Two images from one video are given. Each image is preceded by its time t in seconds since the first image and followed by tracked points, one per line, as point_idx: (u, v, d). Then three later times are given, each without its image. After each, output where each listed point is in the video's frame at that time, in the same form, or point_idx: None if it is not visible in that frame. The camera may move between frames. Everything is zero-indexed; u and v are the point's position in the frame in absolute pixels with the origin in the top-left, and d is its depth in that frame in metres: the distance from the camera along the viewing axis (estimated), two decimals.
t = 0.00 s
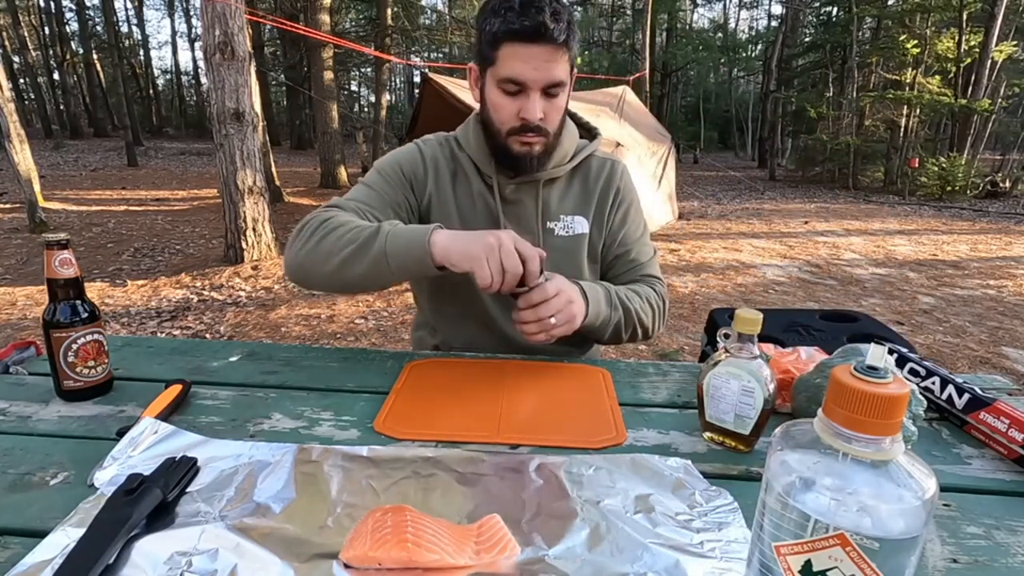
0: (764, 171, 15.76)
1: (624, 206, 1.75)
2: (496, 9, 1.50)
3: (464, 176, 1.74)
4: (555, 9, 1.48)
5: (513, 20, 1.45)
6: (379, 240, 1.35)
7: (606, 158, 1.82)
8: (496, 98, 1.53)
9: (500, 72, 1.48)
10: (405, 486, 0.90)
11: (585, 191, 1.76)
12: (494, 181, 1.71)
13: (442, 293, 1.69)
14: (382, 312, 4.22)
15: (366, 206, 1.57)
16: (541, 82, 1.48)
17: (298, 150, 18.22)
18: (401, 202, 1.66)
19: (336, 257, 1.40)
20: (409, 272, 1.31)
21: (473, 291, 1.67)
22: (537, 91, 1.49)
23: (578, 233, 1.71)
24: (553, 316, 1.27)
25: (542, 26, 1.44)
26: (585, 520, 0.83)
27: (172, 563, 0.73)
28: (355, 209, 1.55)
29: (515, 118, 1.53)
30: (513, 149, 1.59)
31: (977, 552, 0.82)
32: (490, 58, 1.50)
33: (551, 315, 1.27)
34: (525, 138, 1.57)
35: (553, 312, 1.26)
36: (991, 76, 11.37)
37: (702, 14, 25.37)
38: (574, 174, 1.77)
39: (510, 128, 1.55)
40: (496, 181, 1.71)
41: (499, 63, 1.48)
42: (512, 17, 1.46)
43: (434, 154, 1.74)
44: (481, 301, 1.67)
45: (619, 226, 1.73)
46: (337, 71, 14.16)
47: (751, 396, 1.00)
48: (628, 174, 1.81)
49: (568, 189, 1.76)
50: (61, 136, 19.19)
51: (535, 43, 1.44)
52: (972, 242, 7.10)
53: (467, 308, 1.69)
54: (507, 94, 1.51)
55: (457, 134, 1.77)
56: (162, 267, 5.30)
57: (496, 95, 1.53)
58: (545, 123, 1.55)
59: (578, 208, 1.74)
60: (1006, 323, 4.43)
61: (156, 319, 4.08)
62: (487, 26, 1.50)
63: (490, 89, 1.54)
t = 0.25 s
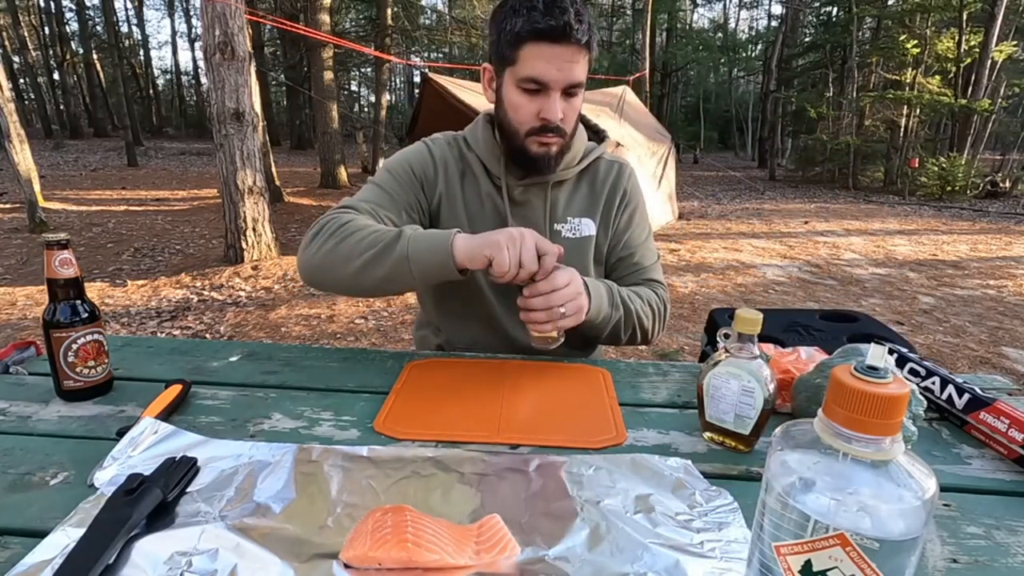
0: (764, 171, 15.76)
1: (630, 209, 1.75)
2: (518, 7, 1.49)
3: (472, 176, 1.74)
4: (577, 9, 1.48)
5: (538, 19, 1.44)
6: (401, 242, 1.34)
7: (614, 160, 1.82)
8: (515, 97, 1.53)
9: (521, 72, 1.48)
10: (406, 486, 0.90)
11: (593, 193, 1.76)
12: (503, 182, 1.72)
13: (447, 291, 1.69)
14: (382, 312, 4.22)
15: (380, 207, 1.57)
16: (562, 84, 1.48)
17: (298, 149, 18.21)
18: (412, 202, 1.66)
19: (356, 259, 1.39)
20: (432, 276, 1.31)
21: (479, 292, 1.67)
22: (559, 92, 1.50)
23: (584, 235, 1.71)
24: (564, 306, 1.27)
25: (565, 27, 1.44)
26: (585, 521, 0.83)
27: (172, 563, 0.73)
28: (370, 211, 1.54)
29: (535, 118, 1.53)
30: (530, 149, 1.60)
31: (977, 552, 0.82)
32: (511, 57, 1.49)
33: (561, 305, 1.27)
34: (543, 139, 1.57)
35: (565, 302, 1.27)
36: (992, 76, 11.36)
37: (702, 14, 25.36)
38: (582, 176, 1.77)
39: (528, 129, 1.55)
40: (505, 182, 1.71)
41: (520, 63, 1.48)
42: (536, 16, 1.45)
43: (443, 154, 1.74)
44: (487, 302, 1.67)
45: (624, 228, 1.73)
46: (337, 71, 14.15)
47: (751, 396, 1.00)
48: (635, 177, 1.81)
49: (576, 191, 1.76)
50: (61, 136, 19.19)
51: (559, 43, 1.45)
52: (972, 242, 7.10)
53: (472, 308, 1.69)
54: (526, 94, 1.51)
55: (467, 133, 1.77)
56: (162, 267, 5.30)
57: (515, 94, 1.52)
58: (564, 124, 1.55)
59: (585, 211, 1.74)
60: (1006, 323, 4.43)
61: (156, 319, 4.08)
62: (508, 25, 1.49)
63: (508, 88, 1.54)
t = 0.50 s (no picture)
0: (764, 171, 15.76)
1: (634, 213, 1.76)
2: (521, 7, 1.49)
3: (479, 175, 1.73)
4: (580, 9, 1.48)
5: (539, 17, 1.44)
6: (409, 242, 1.34)
7: (619, 163, 1.82)
8: (516, 95, 1.53)
9: (521, 70, 1.48)
10: (406, 486, 0.90)
11: (598, 196, 1.76)
12: (509, 182, 1.71)
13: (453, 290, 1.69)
14: (382, 312, 4.22)
15: (387, 201, 1.56)
16: (562, 83, 1.48)
17: (298, 149, 18.21)
18: (417, 198, 1.66)
19: (360, 253, 1.39)
20: (438, 280, 1.31)
21: (485, 292, 1.68)
22: (558, 92, 1.49)
23: (589, 237, 1.71)
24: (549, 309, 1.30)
25: (567, 26, 1.44)
26: (585, 521, 0.83)
27: (172, 563, 0.73)
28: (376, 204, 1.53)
29: (534, 117, 1.53)
30: (529, 149, 1.59)
31: (976, 552, 0.82)
32: (513, 55, 1.50)
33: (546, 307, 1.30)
34: (543, 139, 1.57)
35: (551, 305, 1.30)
36: (991, 76, 11.36)
37: (702, 14, 25.36)
38: (587, 179, 1.77)
39: (528, 127, 1.55)
40: (511, 183, 1.71)
41: (521, 61, 1.48)
42: (539, 14, 1.45)
43: (451, 152, 1.74)
44: (492, 302, 1.67)
45: (628, 231, 1.74)
46: (337, 71, 14.15)
47: (751, 396, 1.00)
48: (639, 180, 1.81)
49: (581, 194, 1.76)
50: (61, 136, 19.18)
51: (559, 42, 1.44)
52: (972, 242, 7.10)
53: (477, 308, 1.69)
54: (526, 92, 1.51)
55: (473, 132, 1.77)
56: (162, 267, 5.30)
57: (517, 92, 1.53)
58: (563, 125, 1.55)
59: (590, 213, 1.74)
60: (1006, 323, 4.43)
61: (156, 319, 4.08)
62: (512, 24, 1.50)
63: (510, 86, 1.54)
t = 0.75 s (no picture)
0: (764, 171, 15.76)
1: (637, 215, 1.76)
2: (524, 7, 1.50)
3: (481, 177, 1.74)
4: (582, 10, 1.48)
5: (539, 17, 1.44)
6: (397, 218, 1.34)
7: (621, 164, 1.82)
8: (515, 95, 1.53)
9: (521, 70, 1.48)
10: (406, 487, 0.90)
11: (600, 198, 1.76)
12: (511, 184, 1.71)
13: (454, 290, 1.69)
14: (382, 313, 4.22)
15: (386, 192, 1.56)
16: (561, 83, 1.47)
17: (298, 149, 18.21)
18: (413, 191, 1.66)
19: (347, 230, 1.38)
20: (427, 258, 1.31)
21: (486, 294, 1.68)
22: (556, 92, 1.49)
23: (591, 239, 1.71)
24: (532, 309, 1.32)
25: (568, 26, 1.43)
26: (585, 521, 0.83)
27: (172, 563, 0.73)
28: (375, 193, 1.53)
29: (532, 117, 1.53)
30: (527, 149, 1.59)
31: (977, 552, 0.82)
32: (513, 55, 1.50)
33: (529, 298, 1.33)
34: (540, 139, 1.56)
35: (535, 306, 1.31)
36: (992, 76, 11.36)
37: (702, 14, 25.36)
38: (588, 180, 1.77)
39: (526, 127, 1.55)
40: (513, 184, 1.71)
41: (521, 60, 1.48)
42: (540, 15, 1.45)
43: (453, 152, 1.74)
44: (494, 303, 1.68)
45: (631, 233, 1.74)
46: (337, 71, 14.15)
47: (751, 396, 1.00)
48: (642, 181, 1.80)
49: (583, 195, 1.76)
50: (61, 136, 19.18)
51: (558, 42, 1.43)
52: (972, 242, 7.10)
53: (478, 309, 1.69)
54: (525, 92, 1.51)
55: (474, 132, 1.76)
56: (162, 267, 5.30)
57: (516, 92, 1.53)
58: (561, 126, 1.54)
59: (592, 215, 1.74)
60: (1006, 323, 4.43)
61: (156, 319, 4.08)
62: (514, 23, 1.50)
63: (510, 86, 1.54)
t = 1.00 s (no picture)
0: (764, 171, 15.77)
1: (637, 215, 1.75)
2: (523, 6, 1.49)
3: (479, 178, 1.74)
4: (579, 11, 1.47)
5: (535, 19, 1.44)
6: (386, 205, 1.34)
7: (621, 164, 1.82)
8: (512, 95, 1.52)
9: (518, 72, 1.48)
10: (407, 486, 0.90)
11: (599, 198, 1.76)
12: (510, 184, 1.71)
13: (452, 291, 1.69)
14: (382, 313, 4.22)
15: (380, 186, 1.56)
16: (558, 86, 1.47)
17: (298, 149, 18.22)
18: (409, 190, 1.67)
19: (336, 219, 1.39)
20: (417, 242, 1.30)
21: (484, 293, 1.68)
22: (553, 94, 1.48)
23: (590, 239, 1.70)
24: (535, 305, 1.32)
25: (564, 28, 1.43)
26: (585, 521, 0.83)
27: (172, 563, 0.73)
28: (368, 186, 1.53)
29: (529, 119, 1.53)
30: (524, 150, 1.59)
31: (977, 552, 0.82)
32: (510, 56, 1.50)
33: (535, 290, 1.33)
34: (537, 140, 1.56)
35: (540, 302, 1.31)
36: (991, 76, 11.37)
37: (702, 14, 25.36)
38: (587, 180, 1.77)
39: (523, 129, 1.55)
40: (511, 184, 1.72)
41: (518, 61, 1.48)
42: (536, 16, 1.45)
43: (451, 153, 1.74)
44: (493, 304, 1.68)
45: (631, 234, 1.74)
46: (337, 71, 14.14)
47: (751, 396, 1.00)
48: (642, 181, 1.80)
49: (582, 195, 1.76)
50: (61, 137, 19.18)
51: (555, 45, 1.43)
52: (972, 242, 7.10)
53: (476, 310, 1.69)
54: (522, 94, 1.50)
55: (474, 132, 1.76)
56: (162, 267, 5.30)
57: (512, 92, 1.52)
58: (558, 127, 1.54)
59: (592, 215, 1.74)
60: (1006, 323, 4.43)
61: (156, 319, 4.08)
62: (511, 24, 1.50)
63: (507, 87, 1.54)
